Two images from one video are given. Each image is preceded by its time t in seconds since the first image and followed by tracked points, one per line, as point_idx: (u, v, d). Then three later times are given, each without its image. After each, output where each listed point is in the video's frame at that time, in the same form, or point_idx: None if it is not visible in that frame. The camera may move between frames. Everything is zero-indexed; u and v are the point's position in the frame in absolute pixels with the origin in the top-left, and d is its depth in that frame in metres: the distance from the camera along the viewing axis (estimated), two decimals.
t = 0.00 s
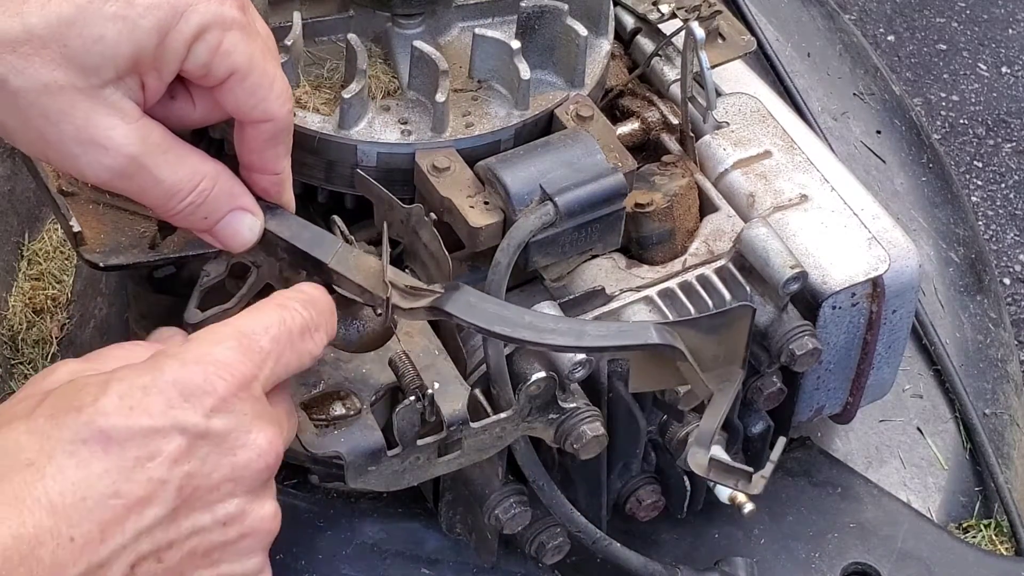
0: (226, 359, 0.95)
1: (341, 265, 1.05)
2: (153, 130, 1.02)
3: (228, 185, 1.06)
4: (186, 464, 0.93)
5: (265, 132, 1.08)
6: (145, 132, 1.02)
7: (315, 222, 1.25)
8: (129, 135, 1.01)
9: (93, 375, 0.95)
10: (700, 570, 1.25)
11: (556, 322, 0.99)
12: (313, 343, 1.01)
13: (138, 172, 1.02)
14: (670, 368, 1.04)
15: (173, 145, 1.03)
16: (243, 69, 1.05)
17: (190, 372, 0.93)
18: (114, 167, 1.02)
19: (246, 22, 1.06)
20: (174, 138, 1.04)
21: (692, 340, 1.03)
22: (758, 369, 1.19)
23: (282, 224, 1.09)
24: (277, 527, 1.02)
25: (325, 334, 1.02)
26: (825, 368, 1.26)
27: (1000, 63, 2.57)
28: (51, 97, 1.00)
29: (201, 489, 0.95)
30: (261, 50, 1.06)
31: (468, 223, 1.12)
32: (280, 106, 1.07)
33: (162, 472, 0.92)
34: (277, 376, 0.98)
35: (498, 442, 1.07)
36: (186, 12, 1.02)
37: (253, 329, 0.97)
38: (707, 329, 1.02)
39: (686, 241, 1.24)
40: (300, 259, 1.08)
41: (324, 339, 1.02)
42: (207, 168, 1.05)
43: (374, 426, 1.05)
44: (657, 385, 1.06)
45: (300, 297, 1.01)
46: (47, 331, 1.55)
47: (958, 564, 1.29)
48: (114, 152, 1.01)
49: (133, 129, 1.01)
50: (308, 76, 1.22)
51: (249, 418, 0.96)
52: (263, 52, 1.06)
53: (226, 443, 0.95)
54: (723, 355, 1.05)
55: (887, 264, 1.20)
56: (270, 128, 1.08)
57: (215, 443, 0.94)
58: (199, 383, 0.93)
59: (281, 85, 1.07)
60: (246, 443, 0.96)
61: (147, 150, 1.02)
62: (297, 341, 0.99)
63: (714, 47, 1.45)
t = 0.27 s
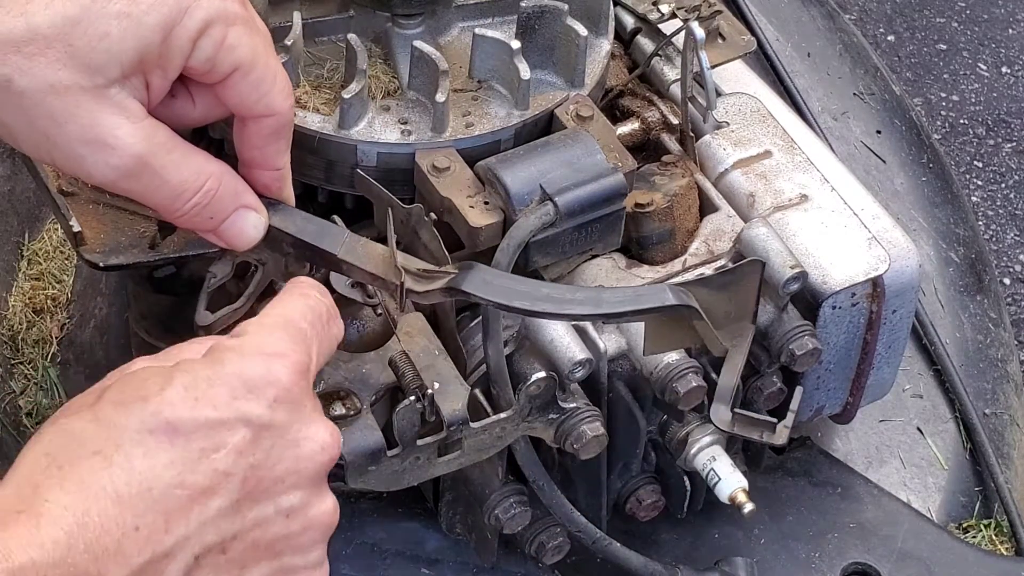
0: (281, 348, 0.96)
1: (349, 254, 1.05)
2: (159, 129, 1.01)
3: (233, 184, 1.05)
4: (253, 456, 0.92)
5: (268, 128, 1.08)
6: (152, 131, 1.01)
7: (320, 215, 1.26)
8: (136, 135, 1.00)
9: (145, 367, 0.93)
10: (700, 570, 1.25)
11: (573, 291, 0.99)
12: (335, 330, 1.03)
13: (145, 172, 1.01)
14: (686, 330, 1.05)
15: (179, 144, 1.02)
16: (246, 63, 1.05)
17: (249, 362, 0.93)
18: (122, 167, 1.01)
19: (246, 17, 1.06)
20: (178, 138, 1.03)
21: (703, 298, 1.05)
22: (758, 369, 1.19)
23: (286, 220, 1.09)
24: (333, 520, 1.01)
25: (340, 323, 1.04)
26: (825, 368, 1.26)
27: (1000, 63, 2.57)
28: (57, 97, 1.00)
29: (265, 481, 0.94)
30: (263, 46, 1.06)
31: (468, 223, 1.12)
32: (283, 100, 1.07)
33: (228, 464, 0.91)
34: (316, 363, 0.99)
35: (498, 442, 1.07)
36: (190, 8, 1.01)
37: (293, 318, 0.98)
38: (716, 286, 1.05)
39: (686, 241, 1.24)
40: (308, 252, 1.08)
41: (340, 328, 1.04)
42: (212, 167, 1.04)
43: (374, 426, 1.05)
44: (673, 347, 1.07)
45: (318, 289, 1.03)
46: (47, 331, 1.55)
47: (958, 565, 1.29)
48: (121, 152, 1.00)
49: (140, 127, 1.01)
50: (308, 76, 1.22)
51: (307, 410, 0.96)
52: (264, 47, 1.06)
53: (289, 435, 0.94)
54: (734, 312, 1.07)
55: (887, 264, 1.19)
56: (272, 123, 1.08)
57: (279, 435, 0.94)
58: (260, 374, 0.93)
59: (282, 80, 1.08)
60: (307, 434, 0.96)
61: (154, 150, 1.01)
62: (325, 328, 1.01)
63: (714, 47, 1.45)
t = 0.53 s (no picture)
0: (257, 361, 0.96)
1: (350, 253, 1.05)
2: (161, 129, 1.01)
3: (233, 185, 1.05)
4: (216, 465, 0.94)
5: (268, 128, 1.08)
6: (153, 132, 1.01)
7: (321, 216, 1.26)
8: (137, 135, 1.00)
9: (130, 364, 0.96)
10: (700, 570, 1.25)
11: (573, 291, 0.99)
12: (314, 351, 1.03)
13: (146, 173, 1.01)
14: (685, 330, 1.05)
15: (180, 145, 1.02)
16: (248, 63, 1.05)
17: (223, 371, 0.94)
18: (123, 168, 1.01)
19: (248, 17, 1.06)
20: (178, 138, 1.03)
21: (703, 298, 1.06)
22: (758, 369, 1.19)
23: (285, 221, 1.09)
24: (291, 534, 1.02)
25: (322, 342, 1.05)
26: (825, 368, 1.26)
27: (1000, 63, 2.57)
28: (58, 97, 1.00)
29: (225, 490, 0.95)
30: (264, 46, 1.07)
31: (468, 223, 1.12)
32: (284, 101, 1.07)
33: (190, 470, 0.93)
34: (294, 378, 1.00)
35: (498, 442, 1.07)
36: (192, 8, 1.01)
37: (273, 333, 0.99)
38: (716, 286, 1.05)
39: (686, 241, 1.24)
40: (308, 253, 1.08)
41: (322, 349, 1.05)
42: (213, 168, 1.04)
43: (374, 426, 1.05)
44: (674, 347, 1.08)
45: (299, 308, 1.04)
46: (47, 331, 1.55)
47: (958, 565, 1.29)
48: (122, 152, 1.00)
49: (141, 128, 1.01)
50: (308, 76, 1.22)
51: (277, 425, 0.97)
52: (265, 47, 1.06)
53: (254, 447, 0.95)
54: (734, 312, 1.07)
55: (887, 264, 1.19)
56: (273, 124, 1.08)
57: (245, 446, 0.95)
58: (231, 385, 0.94)
59: (283, 80, 1.08)
60: (274, 449, 0.96)
61: (155, 150, 1.01)
62: (305, 348, 1.02)
63: (714, 47, 1.45)
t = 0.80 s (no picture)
0: (264, 342, 0.97)
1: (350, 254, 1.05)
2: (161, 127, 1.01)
3: (233, 184, 1.05)
4: (234, 447, 0.93)
5: (269, 128, 1.08)
6: (154, 130, 1.01)
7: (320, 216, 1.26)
8: (138, 133, 1.00)
9: (137, 362, 0.95)
10: (700, 570, 1.25)
11: (573, 292, 0.99)
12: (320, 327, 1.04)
13: (146, 171, 1.01)
14: (684, 331, 1.05)
15: (180, 144, 1.02)
16: (249, 62, 1.05)
17: (232, 355, 0.94)
18: (123, 166, 1.01)
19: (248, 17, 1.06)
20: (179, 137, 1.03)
21: (703, 299, 1.05)
22: (758, 369, 1.19)
23: (285, 221, 1.09)
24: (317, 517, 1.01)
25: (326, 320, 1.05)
26: (825, 368, 1.26)
27: (1000, 63, 2.57)
28: (59, 94, 1.00)
29: (246, 473, 0.94)
30: (265, 45, 1.07)
31: (468, 223, 1.12)
32: (285, 100, 1.07)
33: (209, 454, 0.91)
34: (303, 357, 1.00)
35: (498, 442, 1.07)
36: (193, 6, 1.02)
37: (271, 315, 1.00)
38: (716, 287, 1.05)
39: (686, 241, 1.24)
40: (308, 253, 1.08)
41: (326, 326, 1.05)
42: (213, 168, 1.04)
43: (374, 426, 1.05)
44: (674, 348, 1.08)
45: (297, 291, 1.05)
46: (47, 331, 1.55)
47: (958, 565, 1.29)
48: (123, 150, 1.00)
49: (141, 126, 1.01)
50: (308, 76, 1.22)
51: (292, 402, 0.97)
52: (266, 47, 1.06)
53: (273, 426, 0.95)
54: (734, 313, 1.07)
55: (887, 264, 1.19)
56: (273, 123, 1.08)
57: (262, 425, 0.94)
58: (242, 366, 0.94)
59: (283, 80, 1.08)
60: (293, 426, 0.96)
61: (155, 148, 1.01)
62: (308, 324, 1.02)
63: (714, 47, 1.45)
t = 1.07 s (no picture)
0: (247, 348, 0.96)
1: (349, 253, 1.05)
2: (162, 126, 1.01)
3: (233, 185, 1.05)
4: (208, 453, 0.93)
5: (269, 127, 1.08)
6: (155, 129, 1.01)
7: (320, 216, 1.26)
8: (138, 132, 1.00)
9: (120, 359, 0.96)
10: (700, 570, 1.25)
11: (573, 292, 0.99)
12: (307, 340, 1.03)
13: (146, 170, 1.01)
14: (683, 330, 1.05)
15: (181, 143, 1.02)
16: (250, 61, 1.05)
17: (214, 360, 0.94)
18: (123, 165, 1.01)
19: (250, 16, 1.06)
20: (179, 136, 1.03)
21: (703, 298, 1.05)
22: (758, 369, 1.19)
23: (285, 221, 1.09)
24: (291, 522, 1.01)
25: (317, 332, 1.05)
26: (825, 368, 1.26)
27: (1000, 63, 2.57)
28: (59, 93, 1.00)
29: (220, 479, 0.94)
30: (265, 44, 1.07)
31: (468, 222, 1.12)
32: (285, 99, 1.07)
33: (183, 459, 0.92)
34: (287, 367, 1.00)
35: (498, 442, 1.07)
36: (194, 5, 1.01)
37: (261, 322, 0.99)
38: (715, 286, 1.05)
39: (686, 241, 1.24)
40: (308, 253, 1.08)
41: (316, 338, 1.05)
42: (212, 168, 1.04)
43: (374, 426, 1.05)
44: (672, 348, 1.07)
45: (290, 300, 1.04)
46: (47, 331, 1.56)
47: (959, 564, 1.29)
48: (123, 149, 1.00)
49: (142, 125, 1.01)
50: (308, 76, 1.22)
51: (271, 410, 0.96)
52: (267, 46, 1.06)
53: (248, 433, 0.95)
54: (734, 312, 1.07)
55: (887, 264, 1.19)
56: (273, 123, 1.08)
57: (238, 433, 0.94)
58: (223, 371, 0.94)
59: (284, 79, 1.08)
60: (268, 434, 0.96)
61: (156, 147, 1.01)
62: (298, 335, 1.02)
63: (714, 46, 1.45)
